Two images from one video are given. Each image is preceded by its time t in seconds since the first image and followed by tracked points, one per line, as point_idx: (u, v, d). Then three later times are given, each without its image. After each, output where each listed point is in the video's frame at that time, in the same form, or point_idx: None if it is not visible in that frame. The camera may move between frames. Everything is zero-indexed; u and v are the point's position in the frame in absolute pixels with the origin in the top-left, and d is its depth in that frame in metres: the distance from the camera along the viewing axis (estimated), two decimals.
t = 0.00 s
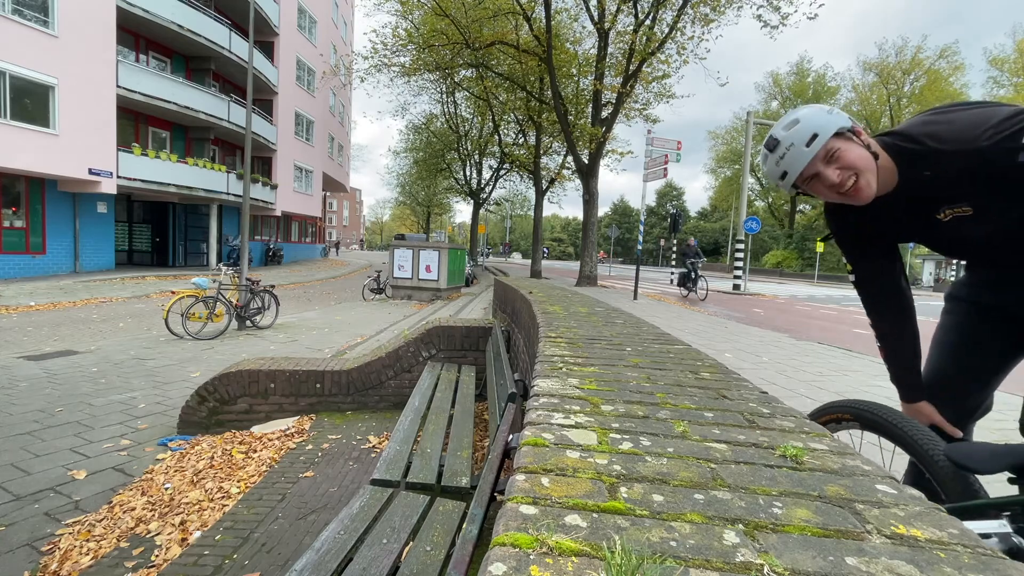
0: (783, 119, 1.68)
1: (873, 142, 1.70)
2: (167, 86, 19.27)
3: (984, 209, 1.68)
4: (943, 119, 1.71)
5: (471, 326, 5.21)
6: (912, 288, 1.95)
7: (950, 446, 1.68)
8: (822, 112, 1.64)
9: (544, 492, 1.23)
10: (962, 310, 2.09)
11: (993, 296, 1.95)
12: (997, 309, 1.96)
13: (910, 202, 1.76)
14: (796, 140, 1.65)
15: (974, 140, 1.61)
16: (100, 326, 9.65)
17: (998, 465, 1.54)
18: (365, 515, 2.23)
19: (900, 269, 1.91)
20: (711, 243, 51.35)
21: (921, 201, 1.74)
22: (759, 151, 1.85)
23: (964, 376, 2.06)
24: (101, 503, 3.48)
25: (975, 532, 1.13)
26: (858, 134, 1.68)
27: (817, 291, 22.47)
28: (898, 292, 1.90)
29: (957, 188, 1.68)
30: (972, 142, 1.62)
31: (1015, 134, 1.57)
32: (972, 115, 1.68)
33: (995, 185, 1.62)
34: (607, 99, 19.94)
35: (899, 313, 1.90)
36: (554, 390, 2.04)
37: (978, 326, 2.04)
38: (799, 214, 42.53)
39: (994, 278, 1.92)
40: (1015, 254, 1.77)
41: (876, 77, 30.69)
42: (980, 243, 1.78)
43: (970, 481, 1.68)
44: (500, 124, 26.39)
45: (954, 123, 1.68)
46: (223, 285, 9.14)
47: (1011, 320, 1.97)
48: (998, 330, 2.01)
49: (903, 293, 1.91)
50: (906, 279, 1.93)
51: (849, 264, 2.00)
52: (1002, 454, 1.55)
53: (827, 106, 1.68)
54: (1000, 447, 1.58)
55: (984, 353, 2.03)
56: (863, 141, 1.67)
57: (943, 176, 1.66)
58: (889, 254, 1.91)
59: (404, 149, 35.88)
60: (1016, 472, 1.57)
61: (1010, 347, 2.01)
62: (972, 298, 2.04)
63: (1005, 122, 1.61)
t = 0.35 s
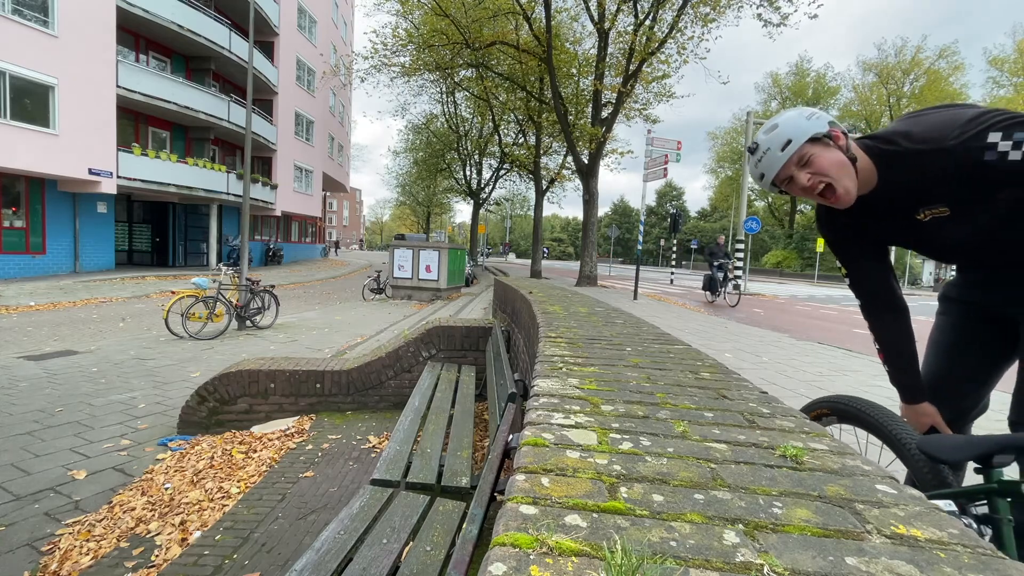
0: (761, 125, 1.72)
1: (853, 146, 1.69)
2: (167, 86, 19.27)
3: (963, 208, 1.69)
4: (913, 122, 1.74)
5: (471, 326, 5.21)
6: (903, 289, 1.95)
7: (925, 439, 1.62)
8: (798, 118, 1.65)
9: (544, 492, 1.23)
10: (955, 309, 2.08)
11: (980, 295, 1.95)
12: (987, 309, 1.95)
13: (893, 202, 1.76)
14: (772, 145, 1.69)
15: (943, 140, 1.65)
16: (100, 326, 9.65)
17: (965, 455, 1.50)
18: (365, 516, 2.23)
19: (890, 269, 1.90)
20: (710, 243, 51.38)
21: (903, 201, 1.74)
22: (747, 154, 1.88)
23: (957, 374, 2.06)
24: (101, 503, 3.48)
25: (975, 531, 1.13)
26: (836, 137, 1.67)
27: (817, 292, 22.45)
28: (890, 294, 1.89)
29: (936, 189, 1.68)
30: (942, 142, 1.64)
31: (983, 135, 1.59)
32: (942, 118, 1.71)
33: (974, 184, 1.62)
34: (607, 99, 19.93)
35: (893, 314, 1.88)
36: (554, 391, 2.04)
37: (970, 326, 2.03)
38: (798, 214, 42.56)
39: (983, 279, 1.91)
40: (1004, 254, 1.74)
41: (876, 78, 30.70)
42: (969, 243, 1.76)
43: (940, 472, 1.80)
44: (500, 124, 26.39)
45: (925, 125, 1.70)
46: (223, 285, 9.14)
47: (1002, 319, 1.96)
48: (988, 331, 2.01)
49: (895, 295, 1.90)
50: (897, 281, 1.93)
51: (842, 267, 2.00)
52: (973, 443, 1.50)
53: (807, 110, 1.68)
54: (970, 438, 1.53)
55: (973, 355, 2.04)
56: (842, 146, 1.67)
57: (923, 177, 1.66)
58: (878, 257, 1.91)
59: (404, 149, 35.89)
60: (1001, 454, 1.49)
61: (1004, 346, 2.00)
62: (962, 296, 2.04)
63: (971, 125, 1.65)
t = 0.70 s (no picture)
0: (729, 171, 1.85)
1: (821, 174, 1.71)
2: (167, 86, 19.26)
3: (942, 215, 1.68)
4: (883, 136, 1.75)
5: (471, 326, 5.21)
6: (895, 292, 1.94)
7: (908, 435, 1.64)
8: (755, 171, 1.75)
9: (543, 492, 1.23)
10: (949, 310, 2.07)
11: (971, 297, 1.93)
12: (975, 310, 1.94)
13: (876, 213, 1.74)
14: (741, 189, 1.83)
15: (909, 154, 1.65)
16: (100, 326, 9.65)
17: (943, 453, 1.50)
18: (365, 516, 2.23)
19: (881, 275, 1.89)
20: (711, 243, 51.39)
21: (887, 209, 1.73)
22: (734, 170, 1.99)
23: (953, 375, 2.06)
24: (101, 503, 3.48)
25: (974, 532, 1.13)
26: (800, 175, 1.71)
27: (817, 292, 22.43)
28: (884, 296, 1.88)
29: (913, 199, 1.67)
30: (907, 156, 1.65)
31: (945, 148, 1.61)
32: (910, 131, 1.72)
33: (950, 193, 1.62)
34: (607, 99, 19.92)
35: (887, 315, 1.88)
36: (554, 391, 2.04)
37: (964, 327, 2.03)
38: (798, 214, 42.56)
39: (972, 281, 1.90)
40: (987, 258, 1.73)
41: (875, 78, 30.69)
42: (952, 248, 1.76)
43: (921, 469, 1.87)
44: (500, 124, 26.38)
45: (898, 136, 1.70)
46: (223, 285, 9.14)
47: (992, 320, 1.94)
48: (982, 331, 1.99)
49: (890, 296, 1.89)
50: (889, 284, 1.92)
51: (835, 271, 1.99)
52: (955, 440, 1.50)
53: (768, 151, 1.74)
54: (949, 436, 1.53)
55: (968, 355, 2.03)
56: (809, 181, 1.71)
57: (900, 188, 1.66)
58: (873, 260, 1.90)
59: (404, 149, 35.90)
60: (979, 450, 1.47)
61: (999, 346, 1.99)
62: (955, 297, 2.03)
63: (933, 140, 1.66)
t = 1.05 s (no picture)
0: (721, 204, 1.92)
1: (805, 193, 1.75)
2: (167, 86, 19.26)
3: (934, 218, 1.67)
4: (871, 141, 1.74)
5: (471, 326, 5.21)
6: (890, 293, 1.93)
7: (899, 435, 1.63)
8: (746, 203, 1.82)
9: (543, 492, 1.23)
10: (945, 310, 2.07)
11: (967, 298, 1.93)
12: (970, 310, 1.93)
13: (867, 217, 1.74)
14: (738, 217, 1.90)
15: (895, 160, 1.65)
16: (100, 326, 9.65)
17: (933, 453, 1.49)
18: (365, 515, 2.23)
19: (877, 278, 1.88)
20: (711, 243, 51.39)
21: (878, 213, 1.72)
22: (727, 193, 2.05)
23: (950, 374, 2.06)
24: (101, 503, 3.48)
25: (974, 532, 1.13)
26: (788, 195, 1.76)
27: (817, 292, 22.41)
28: (878, 298, 1.87)
29: (904, 203, 1.67)
30: (894, 162, 1.65)
31: (929, 154, 1.61)
32: (897, 135, 1.71)
33: (941, 196, 1.62)
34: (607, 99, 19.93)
35: (880, 317, 1.87)
36: (554, 390, 2.04)
37: (959, 326, 2.03)
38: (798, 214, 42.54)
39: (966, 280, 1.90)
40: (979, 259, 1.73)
41: (875, 77, 30.70)
42: (944, 249, 1.76)
43: (914, 469, 1.88)
44: (500, 124, 26.39)
45: (884, 142, 1.70)
46: (223, 285, 9.14)
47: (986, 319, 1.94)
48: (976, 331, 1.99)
49: (884, 298, 1.88)
50: (885, 286, 1.92)
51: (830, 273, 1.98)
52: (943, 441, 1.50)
53: (753, 180, 1.80)
54: (941, 436, 1.52)
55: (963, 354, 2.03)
56: (797, 200, 1.77)
57: (888, 195, 1.66)
58: (868, 263, 1.89)
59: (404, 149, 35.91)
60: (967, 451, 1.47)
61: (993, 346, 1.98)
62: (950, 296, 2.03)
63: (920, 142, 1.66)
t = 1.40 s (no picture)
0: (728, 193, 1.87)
1: (818, 180, 1.72)
2: (167, 86, 19.26)
3: (944, 214, 1.68)
4: (886, 135, 1.75)
5: (471, 326, 5.21)
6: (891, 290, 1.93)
7: (904, 436, 1.63)
8: (756, 193, 1.77)
9: (544, 492, 1.23)
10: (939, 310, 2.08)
11: (963, 296, 1.93)
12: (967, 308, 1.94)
13: (878, 212, 1.74)
14: (745, 208, 1.85)
15: (916, 153, 1.66)
16: (100, 326, 9.65)
17: (940, 453, 1.50)
18: (365, 515, 2.23)
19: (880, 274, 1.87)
20: (710, 243, 51.39)
21: (890, 207, 1.72)
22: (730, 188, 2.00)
23: (944, 374, 2.06)
24: (101, 504, 3.48)
25: (976, 532, 1.13)
26: (800, 183, 1.72)
27: (817, 292, 22.41)
28: (880, 296, 1.86)
29: (917, 197, 1.67)
30: (915, 155, 1.66)
31: (955, 146, 1.62)
32: (914, 131, 1.73)
33: (954, 192, 1.64)
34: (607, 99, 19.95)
35: (880, 315, 1.86)
36: (554, 391, 2.04)
37: (954, 325, 2.04)
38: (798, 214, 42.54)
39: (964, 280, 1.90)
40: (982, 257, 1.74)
41: (875, 78, 30.70)
42: (949, 247, 1.76)
43: (918, 468, 1.88)
44: (500, 124, 26.40)
45: (901, 135, 1.71)
46: (223, 285, 9.13)
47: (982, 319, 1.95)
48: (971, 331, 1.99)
49: (886, 297, 1.87)
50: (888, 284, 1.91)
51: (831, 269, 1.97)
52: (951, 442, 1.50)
53: (765, 168, 1.74)
54: (947, 435, 1.52)
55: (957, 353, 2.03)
56: (810, 188, 1.72)
57: (903, 187, 1.66)
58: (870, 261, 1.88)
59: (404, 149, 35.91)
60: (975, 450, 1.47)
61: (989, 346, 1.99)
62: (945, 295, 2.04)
63: (943, 136, 1.67)
